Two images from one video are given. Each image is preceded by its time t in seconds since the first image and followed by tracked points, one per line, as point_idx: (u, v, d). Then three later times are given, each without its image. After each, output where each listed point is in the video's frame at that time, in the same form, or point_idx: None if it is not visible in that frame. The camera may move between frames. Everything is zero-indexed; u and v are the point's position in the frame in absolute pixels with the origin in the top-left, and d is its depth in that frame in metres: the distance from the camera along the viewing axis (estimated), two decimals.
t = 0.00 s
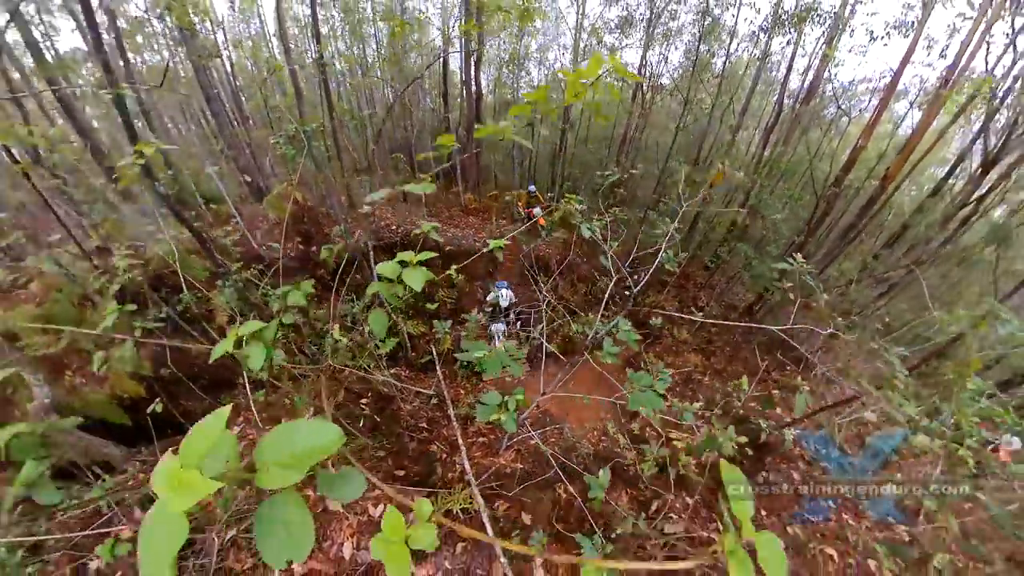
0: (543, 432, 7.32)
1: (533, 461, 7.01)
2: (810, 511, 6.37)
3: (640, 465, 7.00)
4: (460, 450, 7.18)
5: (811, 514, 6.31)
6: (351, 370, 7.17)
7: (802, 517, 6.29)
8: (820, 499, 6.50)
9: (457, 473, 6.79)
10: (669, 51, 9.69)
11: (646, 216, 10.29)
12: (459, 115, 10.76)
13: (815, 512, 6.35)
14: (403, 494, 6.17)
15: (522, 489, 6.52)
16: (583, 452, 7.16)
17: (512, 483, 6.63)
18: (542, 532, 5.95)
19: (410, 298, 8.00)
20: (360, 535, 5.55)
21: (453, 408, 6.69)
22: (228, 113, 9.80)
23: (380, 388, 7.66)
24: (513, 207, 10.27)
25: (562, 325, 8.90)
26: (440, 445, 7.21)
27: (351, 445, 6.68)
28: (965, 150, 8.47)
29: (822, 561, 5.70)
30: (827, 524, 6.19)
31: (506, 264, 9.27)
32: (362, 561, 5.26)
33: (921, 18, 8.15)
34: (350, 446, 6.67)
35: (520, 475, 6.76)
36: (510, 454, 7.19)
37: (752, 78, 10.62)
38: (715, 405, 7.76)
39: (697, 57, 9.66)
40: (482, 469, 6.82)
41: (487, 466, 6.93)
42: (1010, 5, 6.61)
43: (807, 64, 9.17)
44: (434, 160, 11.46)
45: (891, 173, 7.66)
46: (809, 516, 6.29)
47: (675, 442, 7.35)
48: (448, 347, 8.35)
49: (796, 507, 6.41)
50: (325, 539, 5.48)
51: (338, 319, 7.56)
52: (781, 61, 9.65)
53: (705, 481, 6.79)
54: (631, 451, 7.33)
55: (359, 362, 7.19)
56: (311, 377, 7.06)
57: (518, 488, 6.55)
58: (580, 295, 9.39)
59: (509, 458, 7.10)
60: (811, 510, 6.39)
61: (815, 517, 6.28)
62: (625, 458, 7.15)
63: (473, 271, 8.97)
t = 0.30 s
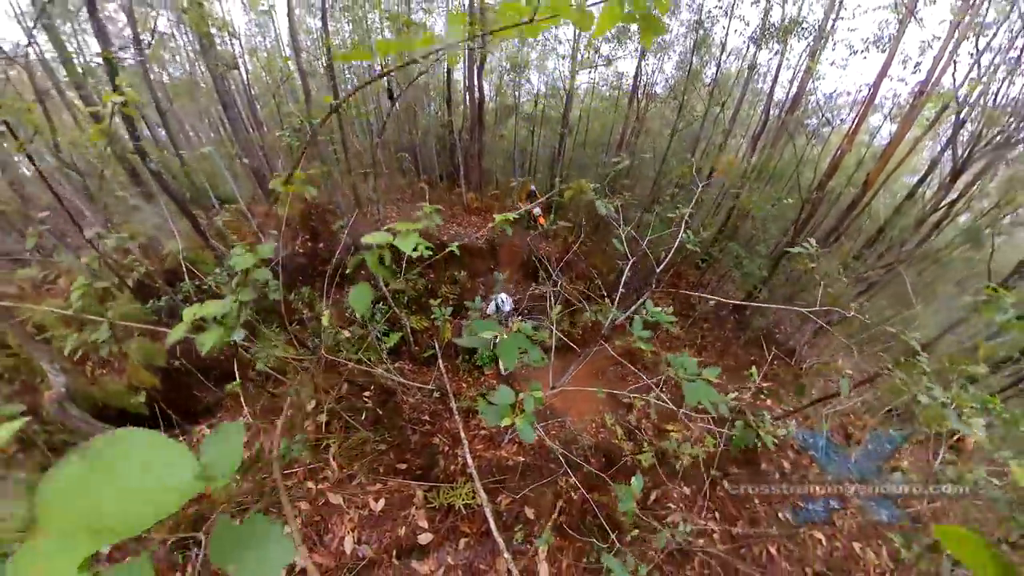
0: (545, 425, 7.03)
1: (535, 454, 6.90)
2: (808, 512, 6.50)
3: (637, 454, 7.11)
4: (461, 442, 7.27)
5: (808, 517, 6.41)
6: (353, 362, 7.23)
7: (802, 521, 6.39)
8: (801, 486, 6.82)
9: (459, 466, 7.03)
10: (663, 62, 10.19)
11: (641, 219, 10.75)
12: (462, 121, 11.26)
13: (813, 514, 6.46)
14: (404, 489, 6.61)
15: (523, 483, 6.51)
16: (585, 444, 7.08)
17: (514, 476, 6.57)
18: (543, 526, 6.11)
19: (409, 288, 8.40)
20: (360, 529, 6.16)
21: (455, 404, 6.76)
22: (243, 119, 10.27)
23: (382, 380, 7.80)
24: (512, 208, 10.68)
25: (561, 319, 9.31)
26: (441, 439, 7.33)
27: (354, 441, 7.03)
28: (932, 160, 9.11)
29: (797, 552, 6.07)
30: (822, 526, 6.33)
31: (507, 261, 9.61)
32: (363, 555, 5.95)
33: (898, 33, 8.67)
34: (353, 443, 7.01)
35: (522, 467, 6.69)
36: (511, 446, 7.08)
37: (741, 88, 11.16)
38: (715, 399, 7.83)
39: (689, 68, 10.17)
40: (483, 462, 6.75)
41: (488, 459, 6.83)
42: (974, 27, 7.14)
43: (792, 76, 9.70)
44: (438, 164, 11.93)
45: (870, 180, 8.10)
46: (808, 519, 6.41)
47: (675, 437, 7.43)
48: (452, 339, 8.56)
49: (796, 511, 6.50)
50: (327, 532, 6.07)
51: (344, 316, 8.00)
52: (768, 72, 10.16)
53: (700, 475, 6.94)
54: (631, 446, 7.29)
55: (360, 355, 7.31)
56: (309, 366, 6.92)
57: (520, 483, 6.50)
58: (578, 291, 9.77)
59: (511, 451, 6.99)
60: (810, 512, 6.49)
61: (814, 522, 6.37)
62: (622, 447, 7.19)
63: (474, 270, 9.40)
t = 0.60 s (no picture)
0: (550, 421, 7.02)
1: (540, 449, 6.88)
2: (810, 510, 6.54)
3: (636, 445, 7.18)
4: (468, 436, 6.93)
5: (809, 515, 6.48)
6: (359, 356, 7.32)
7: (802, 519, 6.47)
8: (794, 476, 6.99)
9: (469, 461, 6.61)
10: (658, 71, 10.75)
11: (639, 218, 11.05)
12: (466, 124, 11.75)
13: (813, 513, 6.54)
14: (409, 483, 6.25)
15: (530, 479, 6.43)
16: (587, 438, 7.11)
17: (521, 472, 6.51)
18: (552, 520, 6.03)
19: (409, 290, 8.96)
20: (365, 526, 5.81)
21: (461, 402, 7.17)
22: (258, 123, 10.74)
23: (387, 370, 7.50)
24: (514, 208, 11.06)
25: (561, 314, 9.69)
26: (449, 433, 6.96)
27: (358, 434, 6.76)
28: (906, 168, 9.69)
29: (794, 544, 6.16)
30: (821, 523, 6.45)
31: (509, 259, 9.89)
32: (368, 552, 5.60)
33: (876, 47, 9.25)
34: (357, 436, 6.75)
35: (527, 462, 6.66)
36: (516, 440, 7.05)
37: (731, 98, 11.75)
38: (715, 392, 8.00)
39: (683, 77, 10.73)
40: (488, 455, 6.68)
41: (494, 452, 6.76)
42: (943, 47, 7.68)
43: (779, 85, 10.29)
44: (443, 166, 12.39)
45: (853, 183, 8.55)
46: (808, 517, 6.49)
47: (678, 429, 7.49)
48: (457, 331, 8.70)
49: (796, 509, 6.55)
50: (330, 529, 5.78)
51: (352, 309, 8.23)
52: (757, 81, 10.73)
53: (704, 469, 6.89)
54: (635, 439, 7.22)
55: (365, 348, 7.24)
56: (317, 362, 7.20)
57: (527, 478, 6.43)
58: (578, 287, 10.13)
59: (516, 445, 6.94)
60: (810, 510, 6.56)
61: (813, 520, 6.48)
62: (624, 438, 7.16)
63: (478, 267, 9.67)
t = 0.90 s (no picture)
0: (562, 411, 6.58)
1: (548, 440, 6.49)
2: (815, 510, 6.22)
3: (636, 435, 7.06)
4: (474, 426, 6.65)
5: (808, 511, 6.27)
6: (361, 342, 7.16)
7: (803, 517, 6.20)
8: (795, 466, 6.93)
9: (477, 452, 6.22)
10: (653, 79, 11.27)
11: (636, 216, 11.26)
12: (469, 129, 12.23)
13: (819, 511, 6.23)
14: (410, 480, 5.88)
15: (541, 473, 5.97)
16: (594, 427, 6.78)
17: (531, 464, 6.08)
18: (564, 518, 5.59)
19: (415, 283, 9.14)
20: (363, 524, 5.49)
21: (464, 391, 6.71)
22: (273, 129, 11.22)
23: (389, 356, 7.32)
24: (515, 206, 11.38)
25: (560, 308, 9.90)
26: (452, 424, 6.65)
27: (359, 425, 6.41)
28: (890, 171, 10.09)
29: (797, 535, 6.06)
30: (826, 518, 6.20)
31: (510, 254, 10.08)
32: (368, 552, 5.28)
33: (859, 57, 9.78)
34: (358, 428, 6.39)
35: (536, 454, 6.24)
36: (524, 430, 6.59)
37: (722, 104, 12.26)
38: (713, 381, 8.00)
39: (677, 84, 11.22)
40: (494, 446, 6.30)
41: (499, 444, 6.34)
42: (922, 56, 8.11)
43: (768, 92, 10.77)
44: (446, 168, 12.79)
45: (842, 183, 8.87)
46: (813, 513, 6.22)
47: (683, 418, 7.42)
48: (459, 324, 8.84)
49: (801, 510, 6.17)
50: (327, 527, 5.47)
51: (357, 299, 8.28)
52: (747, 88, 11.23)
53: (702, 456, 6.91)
54: (635, 428, 7.21)
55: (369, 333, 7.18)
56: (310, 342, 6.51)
57: (538, 471, 6.00)
58: (578, 283, 10.34)
59: (524, 436, 6.50)
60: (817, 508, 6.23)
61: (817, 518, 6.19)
62: (622, 428, 7.11)
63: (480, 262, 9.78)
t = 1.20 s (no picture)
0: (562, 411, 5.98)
1: (549, 445, 5.88)
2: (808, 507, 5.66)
3: (643, 431, 6.46)
4: (466, 435, 5.98)
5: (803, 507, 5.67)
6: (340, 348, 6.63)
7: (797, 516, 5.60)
8: (808, 451, 6.59)
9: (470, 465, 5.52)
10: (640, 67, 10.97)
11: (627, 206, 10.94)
12: (452, 121, 11.65)
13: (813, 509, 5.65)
14: (393, 501, 5.04)
15: (543, 484, 5.30)
16: (597, 426, 6.20)
17: (531, 474, 5.41)
18: (571, 534, 4.96)
19: (398, 283, 8.46)
20: (339, 559, 4.61)
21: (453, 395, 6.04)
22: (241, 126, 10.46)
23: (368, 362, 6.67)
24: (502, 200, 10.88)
25: (555, 304, 9.35)
26: (441, 434, 5.91)
27: (334, 439, 5.51)
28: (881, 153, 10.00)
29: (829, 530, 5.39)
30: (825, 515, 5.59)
31: (499, 249, 9.52)
32: None
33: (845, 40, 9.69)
34: (333, 443, 5.49)
35: (537, 462, 5.57)
36: (522, 435, 5.95)
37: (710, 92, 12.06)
38: (718, 370, 7.59)
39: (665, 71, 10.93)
40: (489, 455, 5.62)
41: (495, 453, 5.68)
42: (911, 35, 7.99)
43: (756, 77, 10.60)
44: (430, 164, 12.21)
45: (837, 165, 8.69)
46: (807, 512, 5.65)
47: (693, 409, 6.87)
48: (448, 326, 8.28)
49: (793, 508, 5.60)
50: (296, 563, 4.55)
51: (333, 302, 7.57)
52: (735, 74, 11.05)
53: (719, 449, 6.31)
54: (642, 424, 6.62)
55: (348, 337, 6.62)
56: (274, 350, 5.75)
57: (541, 482, 5.32)
58: (572, 276, 9.85)
59: (522, 443, 5.85)
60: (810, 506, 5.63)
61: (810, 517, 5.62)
62: (628, 425, 6.50)
63: (468, 258, 9.20)
